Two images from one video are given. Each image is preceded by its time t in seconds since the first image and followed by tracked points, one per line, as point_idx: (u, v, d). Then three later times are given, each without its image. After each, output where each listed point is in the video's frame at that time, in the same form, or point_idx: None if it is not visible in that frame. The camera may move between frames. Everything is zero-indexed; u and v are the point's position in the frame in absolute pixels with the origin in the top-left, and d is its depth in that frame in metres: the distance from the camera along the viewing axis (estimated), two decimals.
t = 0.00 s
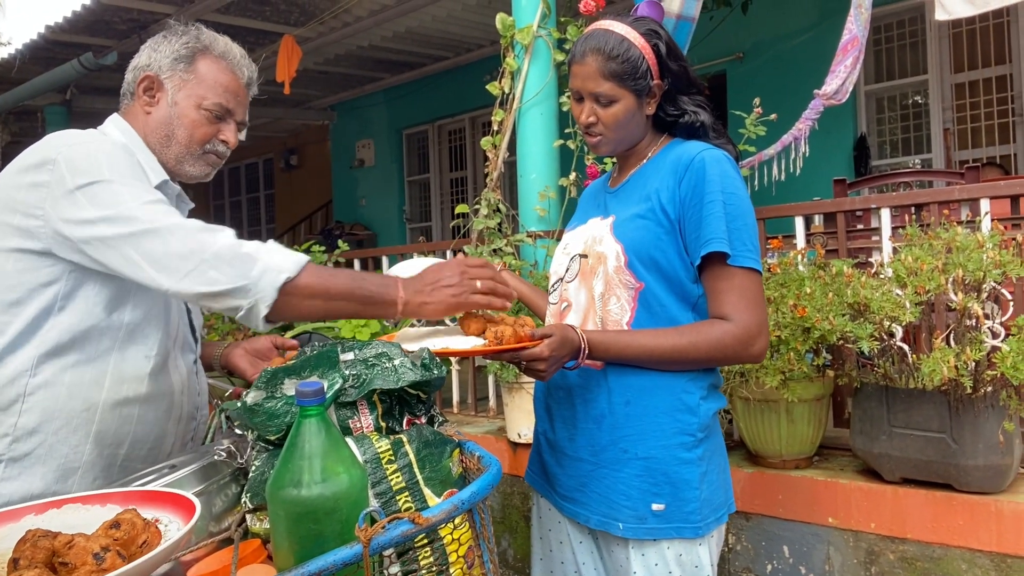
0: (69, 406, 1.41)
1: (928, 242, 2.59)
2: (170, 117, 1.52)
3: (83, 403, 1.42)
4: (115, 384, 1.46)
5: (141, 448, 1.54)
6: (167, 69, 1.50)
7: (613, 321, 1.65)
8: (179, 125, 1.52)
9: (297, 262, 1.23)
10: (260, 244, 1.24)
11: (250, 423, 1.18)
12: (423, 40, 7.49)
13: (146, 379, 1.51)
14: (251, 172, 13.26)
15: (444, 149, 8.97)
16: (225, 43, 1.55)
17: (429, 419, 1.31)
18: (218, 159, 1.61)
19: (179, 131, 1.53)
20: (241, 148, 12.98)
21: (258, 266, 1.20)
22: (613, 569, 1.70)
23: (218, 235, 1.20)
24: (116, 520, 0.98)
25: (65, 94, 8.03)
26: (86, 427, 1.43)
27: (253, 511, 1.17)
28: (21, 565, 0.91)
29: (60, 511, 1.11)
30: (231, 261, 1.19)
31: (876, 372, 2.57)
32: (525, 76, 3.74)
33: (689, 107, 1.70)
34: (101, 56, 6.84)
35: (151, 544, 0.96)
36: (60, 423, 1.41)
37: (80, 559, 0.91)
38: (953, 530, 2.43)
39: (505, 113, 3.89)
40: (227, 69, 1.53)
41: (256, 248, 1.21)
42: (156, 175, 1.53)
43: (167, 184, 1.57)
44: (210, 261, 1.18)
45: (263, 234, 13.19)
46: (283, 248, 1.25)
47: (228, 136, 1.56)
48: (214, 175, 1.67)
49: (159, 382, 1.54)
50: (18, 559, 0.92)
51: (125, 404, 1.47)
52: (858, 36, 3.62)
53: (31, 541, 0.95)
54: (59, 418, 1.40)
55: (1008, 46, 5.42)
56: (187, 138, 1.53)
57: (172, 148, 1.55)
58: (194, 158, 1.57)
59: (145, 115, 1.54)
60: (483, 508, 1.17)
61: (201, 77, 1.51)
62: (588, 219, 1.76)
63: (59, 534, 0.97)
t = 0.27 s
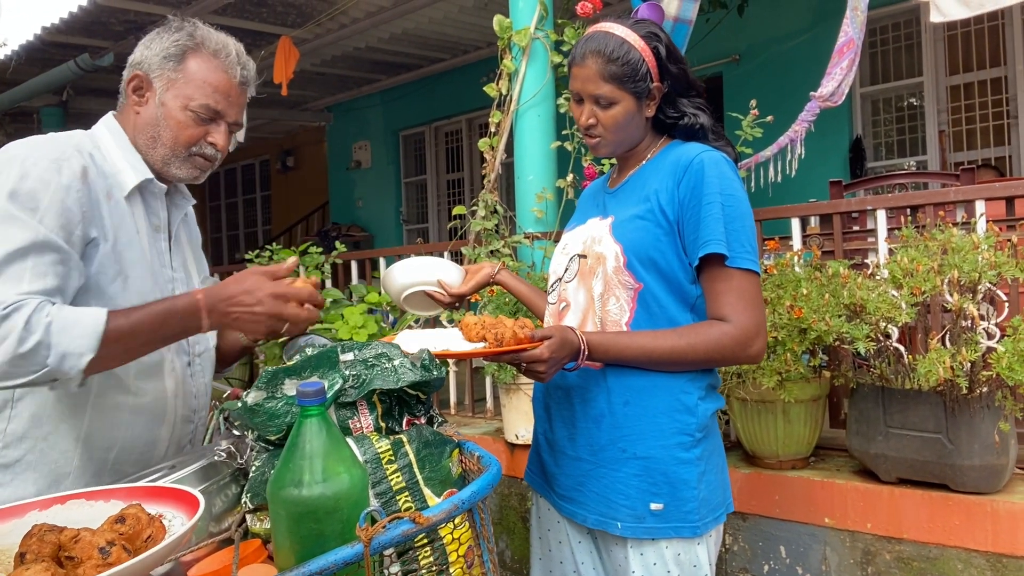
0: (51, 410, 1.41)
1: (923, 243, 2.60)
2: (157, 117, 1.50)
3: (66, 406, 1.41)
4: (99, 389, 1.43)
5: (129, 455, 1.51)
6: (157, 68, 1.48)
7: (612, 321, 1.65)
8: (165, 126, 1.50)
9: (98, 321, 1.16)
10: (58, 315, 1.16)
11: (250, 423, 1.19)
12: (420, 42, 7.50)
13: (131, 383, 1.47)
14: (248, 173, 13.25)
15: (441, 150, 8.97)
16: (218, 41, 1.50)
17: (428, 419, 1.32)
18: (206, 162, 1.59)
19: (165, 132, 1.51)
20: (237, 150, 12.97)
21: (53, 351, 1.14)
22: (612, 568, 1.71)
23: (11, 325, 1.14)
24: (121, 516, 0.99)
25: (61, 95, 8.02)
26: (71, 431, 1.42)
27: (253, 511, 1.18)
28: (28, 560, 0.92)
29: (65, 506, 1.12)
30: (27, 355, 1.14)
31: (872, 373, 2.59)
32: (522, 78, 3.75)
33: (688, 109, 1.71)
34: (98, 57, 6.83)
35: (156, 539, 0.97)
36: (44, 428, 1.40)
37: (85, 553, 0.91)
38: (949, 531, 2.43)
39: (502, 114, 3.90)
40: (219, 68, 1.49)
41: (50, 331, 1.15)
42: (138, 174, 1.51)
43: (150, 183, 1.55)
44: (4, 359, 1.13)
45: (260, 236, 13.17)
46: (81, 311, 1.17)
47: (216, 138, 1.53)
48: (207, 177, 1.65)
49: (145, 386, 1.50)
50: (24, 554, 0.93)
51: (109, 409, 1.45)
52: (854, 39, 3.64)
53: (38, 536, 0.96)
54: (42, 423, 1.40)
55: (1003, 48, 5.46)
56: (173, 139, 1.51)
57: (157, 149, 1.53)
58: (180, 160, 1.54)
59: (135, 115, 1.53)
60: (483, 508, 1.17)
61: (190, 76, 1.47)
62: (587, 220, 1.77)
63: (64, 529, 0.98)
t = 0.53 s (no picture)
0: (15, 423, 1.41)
1: (919, 242, 2.61)
2: (134, 116, 1.48)
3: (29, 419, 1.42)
4: (67, 396, 1.42)
5: (101, 461, 1.49)
6: (130, 63, 1.45)
7: (610, 320, 1.66)
8: (142, 126, 1.48)
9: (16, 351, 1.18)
10: None
11: (249, 420, 1.19)
12: (417, 42, 7.50)
13: (97, 392, 1.44)
14: (245, 174, 13.23)
15: (438, 151, 8.98)
16: (194, 30, 1.47)
17: (428, 417, 1.31)
18: (189, 162, 1.56)
19: (142, 133, 1.49)
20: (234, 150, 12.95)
21: None
22: (610, 566, 1.71)
23: None
24: (125, 510, 1.00)
25: (57, 96, 8.00)
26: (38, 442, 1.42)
27: (253, 508, 1.18)
28: (32, 551, 0.93)
29: (68, 500, 1.13)
30: None
31: (869, 372, 2.60)
32: (520, 78, 3.75)
33: (687, 108, 1.71)
34: (94, 57, 6.83)
35: (160, 533, 0.97)
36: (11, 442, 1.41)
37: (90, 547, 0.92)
38: (945, 529, 2.44)
39: (500, 114, 3.90)
40: (195, 60, 1.45)
41: None
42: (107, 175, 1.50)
43: (121, 182, 1.54)
44: None
45: (257, 236, 13.16)
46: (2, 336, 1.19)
47: (196, 136, 1.50)
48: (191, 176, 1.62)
49: (116, 394, 1.47)
50: (29, 546, 0.94)
51: (76, 417, 1.43)
52: (851, 40, 3.65)
53: (42, 528, 0.96)
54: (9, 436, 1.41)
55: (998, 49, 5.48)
56: (150, 140, 1.49)
57: (136, 151, 1.51)
58: (160, 161, 1.52)
59: (113, 113, 1.52)
60: (483, 505, 1.18)
61: (164, 70, 1.45)
62: (585, 218, 1.77)
63: (69, 522, 0.99)
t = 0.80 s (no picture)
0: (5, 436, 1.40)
1: (918, 242, 2.62)
2: (116, 132, 1.43)
3: (19, 433, 1.41)
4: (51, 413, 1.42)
5: (88, 473, 1.48)
6: (111, 76, 1.38)
7: (608, 320, 1.66)
8: (125, 143, 1.43)
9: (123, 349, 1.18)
10: (80, 326, 1.17)
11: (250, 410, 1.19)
12: (415, 43, 7.50)
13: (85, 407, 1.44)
14: (242, 174, 13.22)
15: (436, 151, 8.97)
16: (178, 40, 1.38)
17: (426, 417, 1.32)
18: (174, 179, 1.54)
19: (125, 151, 1.45)
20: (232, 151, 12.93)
21: (74, 362, 1.15)
22: (608, 567, 1.71)
23: (30, 326, 1.14)
24: (126, 510, 1.00)
25: (54, 96, 7.98)
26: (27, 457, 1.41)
27: (253, 508, 1.17)
28: (34, 552, 0.93)
29: (71, 500, 1.13)
30: (41, 360, 1.14)
31: (867, 372, 2.60)
32: (518, 78, 3.76)
33: (684, 110, 1.71)
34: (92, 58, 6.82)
35: (162, 533, 0.97)
36: None
37: (91, 547, 0.92)
38: (943, 529, 2.45)
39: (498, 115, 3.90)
40: (182, 75, 1.37)
41: (75, 340, 1.16)
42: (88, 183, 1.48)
43: (104, 190, 1.52)
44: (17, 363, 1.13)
45: (254, 237, 13.14)
46: (111, 328, 1.19)
47: (183, 154, 1.46)
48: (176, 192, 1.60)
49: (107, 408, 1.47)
50: (31, 546, 0.94)
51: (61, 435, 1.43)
52: (848, 40, 3.66)
53: (43, 529, 0.96)
54: None
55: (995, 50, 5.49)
56: (133, 160, 1.45)
57: (120, 167, 1.48)
58: (145, 179, 1.50)
59: (95, 125, 1.47)
60: (483, 505, 1.17)
61: (148, 86, 1.37)
62: (583, 219, 1.77)
63: (71, 522, 0.99)
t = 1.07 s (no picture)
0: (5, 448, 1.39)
1: (917, 244, 2.62)
2: (131, 160, 1.40)
3: (19, 446, 1.40)
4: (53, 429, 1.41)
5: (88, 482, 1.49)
6: (130, 106, 1.33)
7: (607, 323, 1.66)
8: (139, 173, 1.41)
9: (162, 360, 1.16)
10: (120, 337, 1.16)
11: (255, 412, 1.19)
12: (413, 44, 7.49)
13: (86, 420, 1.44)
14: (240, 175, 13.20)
15: (434, 152, 8.97)
16: (206, 75, 1.33)
17: (425, 418, 1.31)
18: (184, 208, 1.52)
19: (138, 180, 1.43)
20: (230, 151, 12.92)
21: (116, 373, 1.13)
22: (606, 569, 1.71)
23: (68, 339, 1.13)
24: (124, 511, 0.99)
25: (52, 97, 7.97)
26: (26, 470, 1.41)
27: (251, 511, 1.17)
28: (32, 553, 0.92)
29: (68, 502, 1.12)
30: (82, 373, 1.12)
31: (866, 373, 2.60)
32: (517, 80, 3.75)
33: (682, 111, 1.71)
34: (90, 58, 6.81)
35: (160, 533, 0.97)
36: None
37: (90, 548, 0.92)
38: (942, 530, 2.45)
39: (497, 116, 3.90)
40: (203, 116, 1.33)
41: (117, 352, 1.14)
42: (99, 198, 1.47)
43: (114, 204, 1.51)
44: (59, 377, 1.12)
45: (252, 238, 13.12)
46: (148, 339, 1.18)
47: (196, 188, 1.45)
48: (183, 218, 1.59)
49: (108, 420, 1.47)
50: (29, 548, 0.94)
51: (61, 449, 1.42)
52: (847, 41, 3.66)
53: (42, 530, 0.96)
54: None
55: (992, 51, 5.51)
56: (147, 190, 1.44)
57: (131, 196, 1.47)
58: (156, 209, 1.49)
59: (110, 148, 1.43)
60: (483, 508, 1.17)
61: (168, 123, 1.34)
62: (581, 222, 1.77)
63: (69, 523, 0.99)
